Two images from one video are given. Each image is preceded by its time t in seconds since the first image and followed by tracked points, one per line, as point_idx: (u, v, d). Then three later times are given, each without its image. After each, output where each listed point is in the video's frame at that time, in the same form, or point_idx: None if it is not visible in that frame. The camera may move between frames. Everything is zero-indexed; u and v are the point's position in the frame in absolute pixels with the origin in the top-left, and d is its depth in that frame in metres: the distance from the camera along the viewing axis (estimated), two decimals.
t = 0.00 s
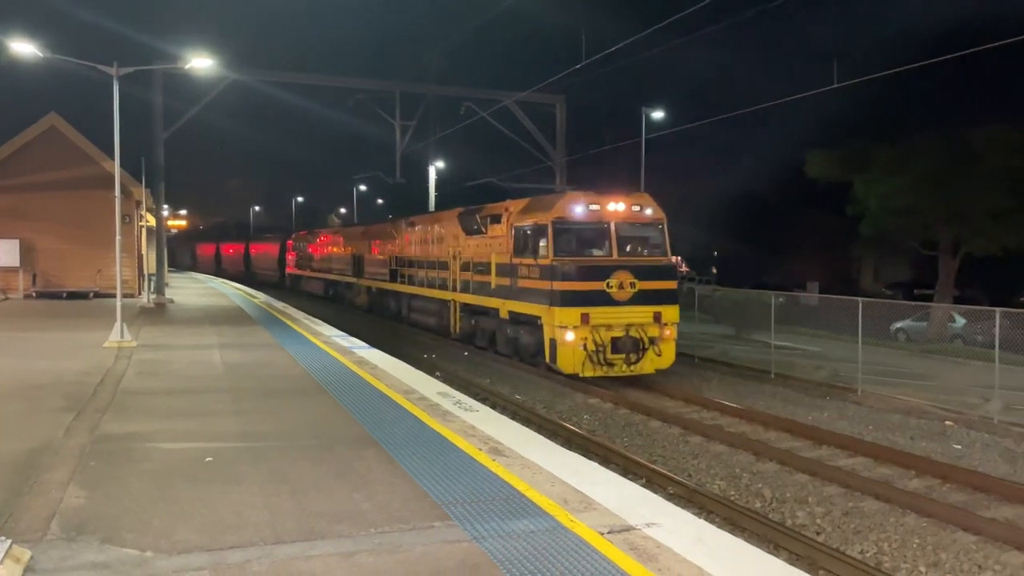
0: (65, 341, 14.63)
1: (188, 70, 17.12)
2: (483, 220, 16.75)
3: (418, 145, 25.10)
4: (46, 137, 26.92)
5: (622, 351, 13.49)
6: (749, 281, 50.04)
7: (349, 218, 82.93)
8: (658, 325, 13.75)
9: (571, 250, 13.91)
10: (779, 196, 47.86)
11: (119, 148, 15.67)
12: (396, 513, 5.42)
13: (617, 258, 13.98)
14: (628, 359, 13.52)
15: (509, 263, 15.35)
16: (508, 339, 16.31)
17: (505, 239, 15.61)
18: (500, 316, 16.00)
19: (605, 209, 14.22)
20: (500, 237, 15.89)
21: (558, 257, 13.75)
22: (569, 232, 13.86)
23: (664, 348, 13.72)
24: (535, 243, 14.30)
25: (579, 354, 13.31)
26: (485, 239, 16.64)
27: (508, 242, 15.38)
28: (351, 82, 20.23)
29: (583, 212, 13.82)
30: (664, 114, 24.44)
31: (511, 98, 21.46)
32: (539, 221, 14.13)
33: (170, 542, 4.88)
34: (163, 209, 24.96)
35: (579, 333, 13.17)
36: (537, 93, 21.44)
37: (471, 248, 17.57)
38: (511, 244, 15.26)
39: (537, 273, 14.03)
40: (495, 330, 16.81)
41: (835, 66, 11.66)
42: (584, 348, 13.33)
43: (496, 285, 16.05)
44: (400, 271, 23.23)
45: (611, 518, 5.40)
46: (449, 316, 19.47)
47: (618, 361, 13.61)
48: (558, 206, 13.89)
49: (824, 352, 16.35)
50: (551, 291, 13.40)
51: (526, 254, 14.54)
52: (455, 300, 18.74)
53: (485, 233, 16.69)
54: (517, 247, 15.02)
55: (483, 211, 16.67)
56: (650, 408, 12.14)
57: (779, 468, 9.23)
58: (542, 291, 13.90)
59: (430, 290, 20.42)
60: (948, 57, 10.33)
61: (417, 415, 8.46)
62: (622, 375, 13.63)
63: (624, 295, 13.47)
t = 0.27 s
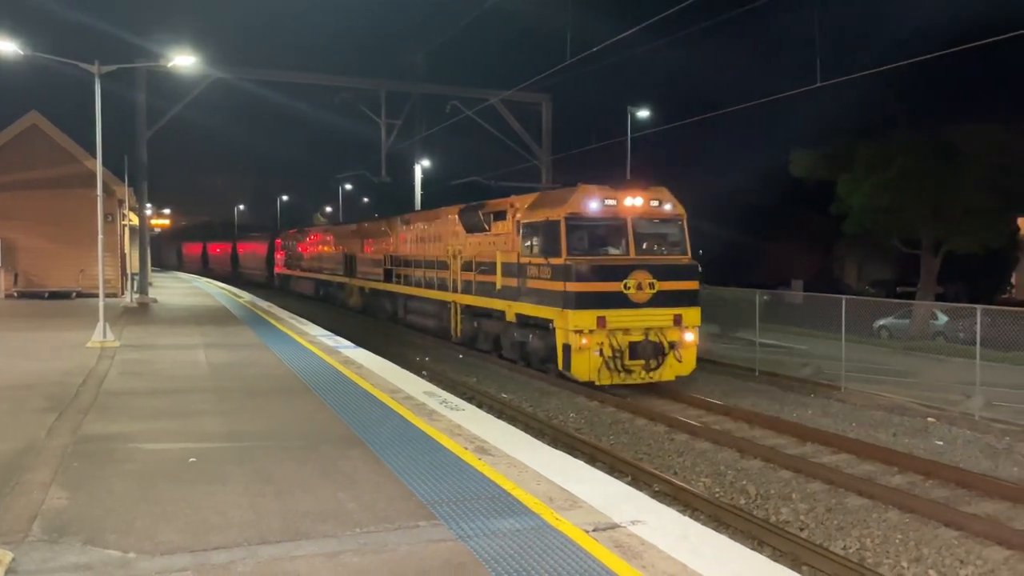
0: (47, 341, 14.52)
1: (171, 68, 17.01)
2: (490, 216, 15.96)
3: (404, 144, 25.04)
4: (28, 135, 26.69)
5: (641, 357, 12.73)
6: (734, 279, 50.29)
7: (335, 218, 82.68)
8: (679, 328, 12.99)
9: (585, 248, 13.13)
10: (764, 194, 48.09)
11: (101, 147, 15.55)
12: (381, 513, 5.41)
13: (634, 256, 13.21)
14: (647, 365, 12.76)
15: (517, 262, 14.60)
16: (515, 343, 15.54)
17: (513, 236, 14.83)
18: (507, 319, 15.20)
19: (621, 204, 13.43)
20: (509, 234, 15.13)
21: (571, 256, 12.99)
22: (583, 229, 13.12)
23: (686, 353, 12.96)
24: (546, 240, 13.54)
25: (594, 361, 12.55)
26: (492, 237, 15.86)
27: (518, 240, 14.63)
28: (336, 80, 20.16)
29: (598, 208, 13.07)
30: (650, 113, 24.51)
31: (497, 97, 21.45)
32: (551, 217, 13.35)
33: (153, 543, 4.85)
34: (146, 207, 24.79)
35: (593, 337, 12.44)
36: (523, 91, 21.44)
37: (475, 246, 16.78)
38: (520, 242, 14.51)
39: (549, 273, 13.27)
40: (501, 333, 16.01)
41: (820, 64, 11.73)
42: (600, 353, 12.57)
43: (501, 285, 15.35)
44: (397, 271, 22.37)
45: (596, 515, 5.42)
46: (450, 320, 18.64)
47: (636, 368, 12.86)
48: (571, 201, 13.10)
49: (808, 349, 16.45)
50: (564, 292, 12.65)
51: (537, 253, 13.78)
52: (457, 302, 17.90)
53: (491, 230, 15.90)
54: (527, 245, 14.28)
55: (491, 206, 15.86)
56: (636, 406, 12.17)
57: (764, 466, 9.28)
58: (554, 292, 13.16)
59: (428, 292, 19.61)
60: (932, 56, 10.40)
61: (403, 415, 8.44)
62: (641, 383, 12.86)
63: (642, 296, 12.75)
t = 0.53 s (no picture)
0: (25, 342, 14.37)
1: (150, 66, 16.87)
2: (498, 213, 15.25)
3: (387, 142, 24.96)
4: (7, 134, 26.33)
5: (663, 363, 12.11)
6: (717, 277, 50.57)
7: (318, 216, 82.34)
8: (702, 333, 12.37)
9: (602, 246, 12.48)
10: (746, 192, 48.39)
11: (80, 145, 15.41)
12: (364, 513, 5.40)
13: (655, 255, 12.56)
14: (668, 373, 12.15)
15: (528, 260, 13.92)
16: (522, 348, 14.84)
17: (524, 233, 14.16)
18: (515, 322, 14.52)
19: (641, 199, 12.78)
20: (519, 231, 14.46)
21: (588, 254, 12.33)
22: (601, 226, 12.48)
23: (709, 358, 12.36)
24: (560, 237, 12.87)
25: (613, 367, 11.92)
26: (500, 235, 15.17)
27: (529, 237, 13.96)
28: (318, 79, 20.06)
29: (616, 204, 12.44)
30: (633, 112, 24.56)
31: (479, 95, 21.41)
32: (567, 212, 12.69)
33: (133, 545, 4.82)
34: (126, 207, 24.57)
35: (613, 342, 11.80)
36: (506, 90, 21.43)
37: (481, 245, 16.05)
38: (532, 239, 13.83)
39: (564, 272, 12.60)
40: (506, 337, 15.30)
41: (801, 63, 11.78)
42: (620, 360, 11.94)
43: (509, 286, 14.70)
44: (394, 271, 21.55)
45: (579, 513, 5.44)
46: (451, 322, 17.90)
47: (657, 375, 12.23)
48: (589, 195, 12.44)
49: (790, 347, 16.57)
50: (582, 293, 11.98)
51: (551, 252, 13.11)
52: (460, 303, 17.15)
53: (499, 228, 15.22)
54: (539, 243, 13.61)
55: (499, 201, 15.15)
56: (620, 404, 12.20)
57: (746, 463, 9.34)
58: (569, 292, 12.48)
59: (428, 293, 18.90)
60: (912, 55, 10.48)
61: (386, 414, 8.41)
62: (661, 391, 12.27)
63: (663, 298, 12.13)
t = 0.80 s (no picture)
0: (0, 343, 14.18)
1: (127, 63, 16.68)
2: (502, 210, 14.21)
3: (367, 140, 24.85)
4: None
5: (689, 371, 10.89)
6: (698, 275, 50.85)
7: (299, 215, 81.97)
8: (731, 339, 11.16)
9: (622, 245, 11.31)
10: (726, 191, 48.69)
11: (55, 143, 15.22)
12: (343, 512, 5.38)
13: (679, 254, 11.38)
14: (695, 383, 10.91)
15: (537, 261, 12.84)
16: (530, 354, 13.89)
17: (533, 231, 13.06)
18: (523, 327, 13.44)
19: (664, 192, 11.56)
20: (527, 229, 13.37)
21: (606, 254, 11.19)
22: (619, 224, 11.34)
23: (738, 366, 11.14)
24: (574, 236, 11.78)
25: (634, 376, 10.69)
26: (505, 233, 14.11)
27: (539, 236, 12.88)
28: (297, 76, 19.94)
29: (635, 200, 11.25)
30: (614, 111, 24.60)
31: (460, 94, 21.35)
32: (582, 208, 11.55)
33: (109, 547, 4.77)
34: (104, 206, 24.30)
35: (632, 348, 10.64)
36: (487, 89, 21.39)
37: (482, 243, 15.07)
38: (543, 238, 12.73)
39: (579, 274, 11.50)
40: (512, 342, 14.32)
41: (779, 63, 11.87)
42: (643, 368, 10.70)
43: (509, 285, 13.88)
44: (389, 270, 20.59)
45: (559, 511, 5.45)
46: (451, 325, 17.00)
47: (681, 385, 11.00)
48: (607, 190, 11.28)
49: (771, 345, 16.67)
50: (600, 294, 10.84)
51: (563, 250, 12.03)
52: (460, 305, 16.21)
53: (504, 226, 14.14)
54: (550, 242, 12.51)
55: (506, 197, 14.06)
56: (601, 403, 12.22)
57: (725, 459, 9.40)
58: (584, 295, 11.37)
59: (424, 294, 18.08)
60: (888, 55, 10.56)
61: (367, 414, 8.38)
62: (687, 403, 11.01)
63: (689, 301, 10.94)
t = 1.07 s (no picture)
0: None
1: (101, 60, 16.50)
2: (512, 206, 13.42)
3: (346, 138, 24.76)
4: None
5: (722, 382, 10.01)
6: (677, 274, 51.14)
7: (277, 214, 81.45)
8: (765, 345, 10.29)
9: (648, 243, 10.46)
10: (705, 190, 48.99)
11: (27, 140, 15.02)
12: (321, 512, 5.36)
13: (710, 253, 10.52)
14: (727, 394, 10.05)
15: (553, 260, 12.04)
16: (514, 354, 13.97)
17: (548, 228, 12.23)
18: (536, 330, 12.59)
19: (694, 185, 10.66)
20: (540, 225, 12.56)
21: (632, 252, 10.34)
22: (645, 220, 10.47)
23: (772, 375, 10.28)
24: (596, 233, 10.92)
25: (662, 388, 9.79)
26: (516, 231, 13.32)
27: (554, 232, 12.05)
28: (275, 74, 19.81)
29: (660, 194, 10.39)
30: (592, 110, 24.67)
31: (439, 92, 21.32)
32: (605, 202, 10.67)
33: (83, 549, 4.71)
34: (78, 204, 24.01)
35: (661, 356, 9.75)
36: (466, 87, 21.38)
37: (489, 242, 14.35)
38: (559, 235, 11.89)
39: (601, 274, 10.65)
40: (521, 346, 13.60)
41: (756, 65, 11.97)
42: (671, 377, 9.81)
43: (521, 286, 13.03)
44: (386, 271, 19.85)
45: (537, 509, 5.45)
46: (454, 329, 16.35)
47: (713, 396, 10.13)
48: (632, 182, 10.41)
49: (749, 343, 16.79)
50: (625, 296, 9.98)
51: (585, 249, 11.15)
52: (464, 307, 15.54)
53: (515, 223, 13.35)
54: (566, 239, 11.67)
55: (517, 191, 13.22)
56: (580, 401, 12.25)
57: (703, 457, 9.45)
58: (606, 297, 10.52)
59: (423, 295, 17.44)
60: (865, 55, 10.65)
61: (344, 413, 8.33)
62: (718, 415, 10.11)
63: (721, 304, 10.06)
